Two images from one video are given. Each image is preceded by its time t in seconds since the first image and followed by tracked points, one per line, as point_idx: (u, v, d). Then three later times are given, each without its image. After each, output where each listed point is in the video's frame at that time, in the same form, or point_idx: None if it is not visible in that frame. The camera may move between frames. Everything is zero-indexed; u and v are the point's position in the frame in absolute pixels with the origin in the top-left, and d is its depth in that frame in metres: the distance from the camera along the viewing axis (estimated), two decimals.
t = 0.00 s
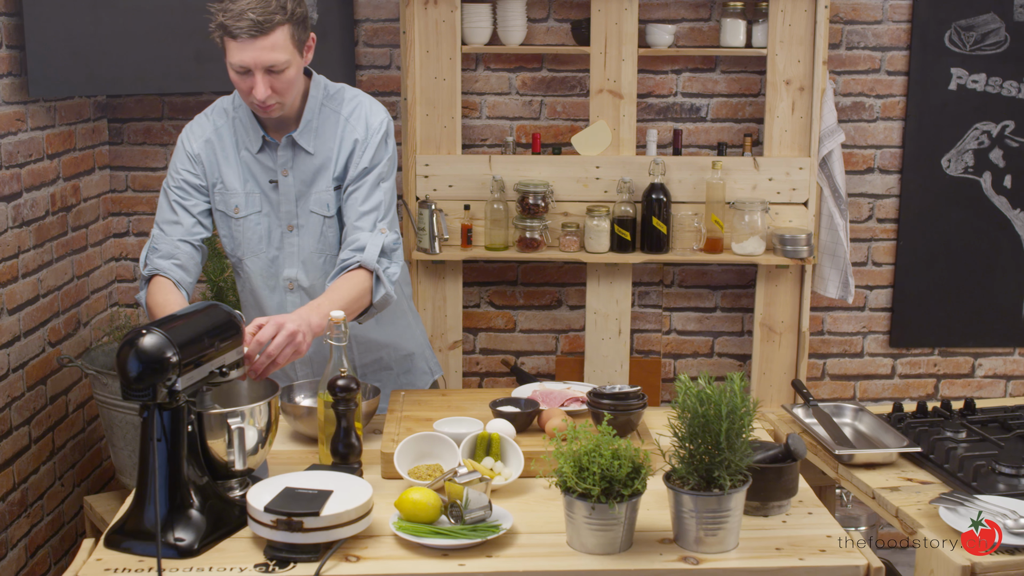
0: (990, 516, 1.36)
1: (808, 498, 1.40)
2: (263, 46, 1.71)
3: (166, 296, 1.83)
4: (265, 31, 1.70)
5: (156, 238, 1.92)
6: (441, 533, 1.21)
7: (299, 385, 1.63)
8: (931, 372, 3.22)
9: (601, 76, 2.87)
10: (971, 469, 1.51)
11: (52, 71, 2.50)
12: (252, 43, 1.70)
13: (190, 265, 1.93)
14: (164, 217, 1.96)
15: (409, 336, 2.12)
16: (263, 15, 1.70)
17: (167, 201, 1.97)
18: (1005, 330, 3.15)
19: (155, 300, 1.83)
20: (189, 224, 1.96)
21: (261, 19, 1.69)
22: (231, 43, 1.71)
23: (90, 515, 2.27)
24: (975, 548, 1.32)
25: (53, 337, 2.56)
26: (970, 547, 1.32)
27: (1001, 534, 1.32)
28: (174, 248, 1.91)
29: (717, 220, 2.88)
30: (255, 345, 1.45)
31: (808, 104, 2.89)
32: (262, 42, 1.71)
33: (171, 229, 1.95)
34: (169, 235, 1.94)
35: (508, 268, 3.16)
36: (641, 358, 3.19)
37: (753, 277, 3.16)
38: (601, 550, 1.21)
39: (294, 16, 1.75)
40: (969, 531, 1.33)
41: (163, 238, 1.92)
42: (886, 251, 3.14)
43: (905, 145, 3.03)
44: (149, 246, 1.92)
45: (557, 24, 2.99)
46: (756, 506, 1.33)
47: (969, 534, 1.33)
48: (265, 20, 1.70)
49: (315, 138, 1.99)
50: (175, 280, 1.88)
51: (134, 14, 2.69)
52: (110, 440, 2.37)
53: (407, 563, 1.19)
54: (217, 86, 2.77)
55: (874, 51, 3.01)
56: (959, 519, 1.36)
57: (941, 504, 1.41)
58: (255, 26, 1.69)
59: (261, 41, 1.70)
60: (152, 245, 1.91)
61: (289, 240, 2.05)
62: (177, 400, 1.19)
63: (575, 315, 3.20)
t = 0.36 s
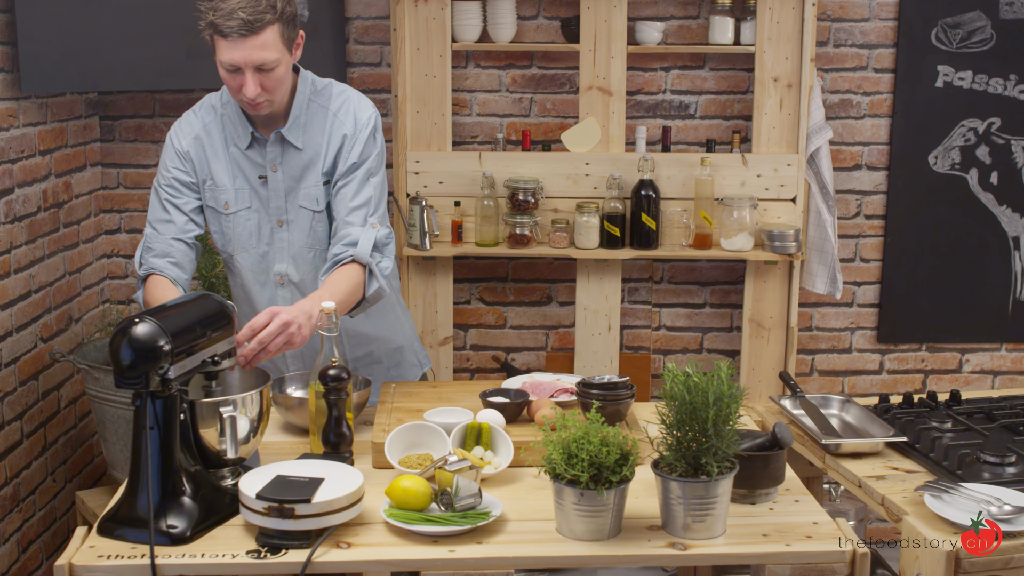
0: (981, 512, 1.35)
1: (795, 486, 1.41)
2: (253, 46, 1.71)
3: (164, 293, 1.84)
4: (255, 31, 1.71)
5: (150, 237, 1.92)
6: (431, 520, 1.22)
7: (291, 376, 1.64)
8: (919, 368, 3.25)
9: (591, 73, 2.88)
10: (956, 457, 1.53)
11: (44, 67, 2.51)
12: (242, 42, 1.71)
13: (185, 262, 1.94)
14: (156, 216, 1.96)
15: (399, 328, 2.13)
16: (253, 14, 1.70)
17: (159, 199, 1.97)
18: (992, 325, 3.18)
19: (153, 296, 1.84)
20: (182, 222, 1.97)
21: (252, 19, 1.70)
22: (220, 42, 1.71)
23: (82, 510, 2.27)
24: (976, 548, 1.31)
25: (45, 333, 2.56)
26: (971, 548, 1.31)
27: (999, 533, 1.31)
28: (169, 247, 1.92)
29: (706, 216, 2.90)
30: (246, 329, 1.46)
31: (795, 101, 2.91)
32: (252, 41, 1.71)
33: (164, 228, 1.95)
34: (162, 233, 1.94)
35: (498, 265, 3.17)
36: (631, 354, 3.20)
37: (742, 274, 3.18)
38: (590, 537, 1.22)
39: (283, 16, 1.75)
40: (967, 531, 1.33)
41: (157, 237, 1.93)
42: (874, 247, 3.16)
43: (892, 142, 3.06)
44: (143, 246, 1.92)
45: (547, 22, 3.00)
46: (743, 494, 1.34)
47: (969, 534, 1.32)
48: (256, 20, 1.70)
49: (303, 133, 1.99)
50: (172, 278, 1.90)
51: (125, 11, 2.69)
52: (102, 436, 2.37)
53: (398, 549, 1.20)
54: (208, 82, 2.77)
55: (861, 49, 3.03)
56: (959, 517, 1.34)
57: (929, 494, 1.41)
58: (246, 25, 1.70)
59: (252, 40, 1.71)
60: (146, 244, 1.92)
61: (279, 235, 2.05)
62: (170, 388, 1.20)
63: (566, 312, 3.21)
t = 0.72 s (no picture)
0: (979, 510, 1.34)
1: (789, 481, 1.42)
2: (254, 46, 1.73)
3: (165, 291, 1.85)
4: (256, 31, 1.72)
5: (151, 236, 1.94)
6: (428, 512, 1.23)
7: (289, 372, 1.65)
8: (914, 369, 3.26)
9: (587, 75, 2.90)
10: (948, 452, 1.54)
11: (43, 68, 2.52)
12: (242, 41, 1.72)
13: (186, 261, 1.95)
14: (157, 215, 1.97)
15: (396, 326, 2.14)
16: (255, 15, 1.72)
17: (159, 198, 1.98)
18: (986, 326, 3.19)
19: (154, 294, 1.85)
20: (182, 221, 1.98)
21: (252, 19, 1.71)
22: (220, 42, 1.73)
23: (81, 508, 2.28)
24: (976, 548, 1.30)
25: (44, 333, 2.57)
26: (971, 547, 1.29)
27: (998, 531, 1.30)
28: (170, 245, 1.93)
29: (702, 217, 2.91)
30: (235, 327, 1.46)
31: (791, 103, 2.93)
32: (252, 41, 1.72)
33: (164, 227, 1.96)
34: (163, 232, 1.96)
35: (495, 266, 3.18)
36: (627, 354, 3.22)
37: (738, 275, 3.19)
38: (585, 529, 1.23)
39: (284, 17, 1.77)
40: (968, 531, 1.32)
41: (158, 236, 1.94)
42: (869, 248, 3.18)
43: (887, 144, 3.08)
44: (144, 245, 1.94)
45: (544, 24, 3.02)
46: (737, 488, 1.35)
47: (970, 533, 1.31)
48: (256, 20, 1.72)
49: (300, 133, 2.00)
50: (173, 277, 1.91)
51: (124, 12, 2.70)
52: (101, 434, 2.38)
53: (395, 541, 1.21)
54: (208, 83, 2.78)
55: (856, 51, 3.05)
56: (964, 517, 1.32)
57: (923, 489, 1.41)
58: (247, 25, 1.71)
59: (253, 40, 1.72)
60: (147, 243, 1.94)
61: (276, 234, 2.06)
62: (169, 381, 1.22)
63: (563, 313, 3.22)
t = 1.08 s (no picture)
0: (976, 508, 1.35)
1: (783, 479, 1.43)
2: (255, 50, 1.74)
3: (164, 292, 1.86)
4: (257, 35, 1.73)
5: (151, 238, 1.95)
6: (425, 509, 1.24)
7: (287, 373, 1.66)
8: (910, 373, 3.27)
9: (584, 80, 2.92)
10: (942, 451, 1.55)
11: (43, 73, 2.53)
12: (243, 45, 1.73)
13: (186, 263, 1.96)
14: (157, 218, 1.99)
15: (393, 328, 2.15)
16: (256, 19, 1.73)
17: (158, 201, 1.99)
18: (981, 329, 3.21)
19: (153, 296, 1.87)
20: (181, 223, 1.99)
21: (254, 23, 1.72)
22: (220, 45, 1.74)
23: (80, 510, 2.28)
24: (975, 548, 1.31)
25: (43, 336, 2.58)
26: (971, 548, 1.31)
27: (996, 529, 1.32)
28: (169, 248, 1.94)
29: (698, 221, 2.92)
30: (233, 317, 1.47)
31: (786, 108, 2.95)
32: (253, 45, 1.73)
33: (164, 229, 1.97)
34: (162, 235, 1.97)
35: (492, 270, 3.19)
36: (624, 359, 3.22)
37: (734, 279, 3.20)
38: (581, 526, 1.24)
39: (284, 22, 1.78)
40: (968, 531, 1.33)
41: (158, 239, 1.95)
42: (864, 252, 3.20)
43: (882, 148, 3.10)
44: (144, 248, 1.95)
45: (541, 29, 3.03)
46: (732, 486, 1.36)
47: (970, 533, 1.32)
48: (258, 24, 1.73)
49: (297, 137, 2.01)
50: (172, 279, 1.92)
51: (123, 17, 2.72)
52: (100, 436, 2.39)
53: (392, 537, 1.21)
54: (207, 88, 2.80)
55: (851, 56, 3.07)
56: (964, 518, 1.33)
57: (918, 491, 1.41)
58: (248, 29, 1.72)
59: (253, 44, 1.73)
60: (148, 246, 1.95)
61: (273, 237, 2.07)
62: (168, 378, 1.23)
63: (560, 317, 3.23)
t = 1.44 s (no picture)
0: (974, 509, 1.36)
1: (779, 479, 1.44)
2: (261, 60, 1.75)
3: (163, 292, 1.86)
4: (263, 45, 1.74)
5: (152, 243, 1.95)
6: (422, 508, 1.25)
7: (285, 375, 1.67)
8: (907, 379, 3.28)
9: (582, 86, 2.93)
10: (937, 451, 1.56)
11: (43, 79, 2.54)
12: (248, 55, 1.74)
13: (186, 268, 1.96)
14: (157, 222, 1.99)
15: (391, 332, 2.16)
16: (262, 30, 1.73)
17: (158, 205, 2.00)
18: (977, 335, 3.22)
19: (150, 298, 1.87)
20: (182, 228, 1.99)
21: (260, 33, 1.73)
22: (225, 54, 1.74)
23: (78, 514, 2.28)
24: (976, 549, 1.32)
25: (42, 341, 2.58)
26: (971, 547, 1.32)
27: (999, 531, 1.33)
28: (170, 252, 1.94)
29: (695, 227, 2.93)
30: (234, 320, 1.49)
31: (783, 114, 2.96)
32: (259, 55, 1.74)
33: (164, 234, 1.97)
34: (163, 239, 1.96)
35: (490, 276, 3.20)
36: (622, 364, 3.23)
37: (732, 285, 3.21)
38: (578, 525, 1.25)
39: (287, 33, 1.79)
40: (968, 529, 1.33)
41: (159, 243, 1.95)
42: (861, 258, 3.21)
43: (878, 155, 3.11)
44: (144, 253, 1.95)
45: (539, 37, 3.05)
46: (728, 486, 1.37)
47: (969, 533, 1.32)
48: (263, 35, 1.73)
49: (297, 143, 2.02)
50: (173, 285, 1.92)
51: (124, 23, 2.73)
52: (99, 440, 2.39)
53: (389, 536, 1.22)
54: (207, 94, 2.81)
55: (848, 63, 3.09)
56: (960, 518, 1.34)
57: (912, 491, 1.42)
58: (253, 39, 1.72)
59: (258, 54, 1.74)
60: (148, 250, 1.95)
61: (273, 242, 2.08)
62: (166, 378, 1.24)
63: (557, 323, 3.24)
